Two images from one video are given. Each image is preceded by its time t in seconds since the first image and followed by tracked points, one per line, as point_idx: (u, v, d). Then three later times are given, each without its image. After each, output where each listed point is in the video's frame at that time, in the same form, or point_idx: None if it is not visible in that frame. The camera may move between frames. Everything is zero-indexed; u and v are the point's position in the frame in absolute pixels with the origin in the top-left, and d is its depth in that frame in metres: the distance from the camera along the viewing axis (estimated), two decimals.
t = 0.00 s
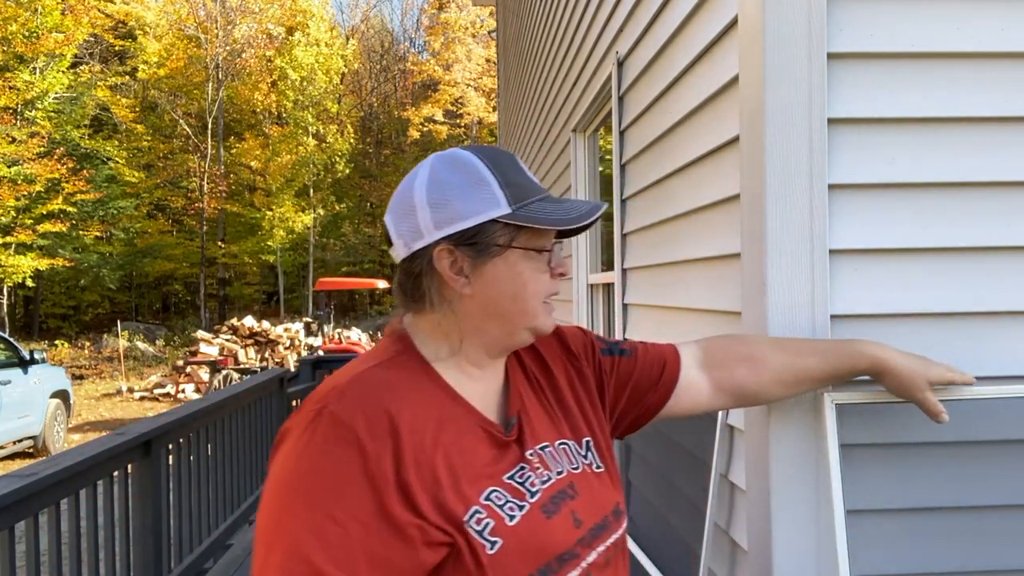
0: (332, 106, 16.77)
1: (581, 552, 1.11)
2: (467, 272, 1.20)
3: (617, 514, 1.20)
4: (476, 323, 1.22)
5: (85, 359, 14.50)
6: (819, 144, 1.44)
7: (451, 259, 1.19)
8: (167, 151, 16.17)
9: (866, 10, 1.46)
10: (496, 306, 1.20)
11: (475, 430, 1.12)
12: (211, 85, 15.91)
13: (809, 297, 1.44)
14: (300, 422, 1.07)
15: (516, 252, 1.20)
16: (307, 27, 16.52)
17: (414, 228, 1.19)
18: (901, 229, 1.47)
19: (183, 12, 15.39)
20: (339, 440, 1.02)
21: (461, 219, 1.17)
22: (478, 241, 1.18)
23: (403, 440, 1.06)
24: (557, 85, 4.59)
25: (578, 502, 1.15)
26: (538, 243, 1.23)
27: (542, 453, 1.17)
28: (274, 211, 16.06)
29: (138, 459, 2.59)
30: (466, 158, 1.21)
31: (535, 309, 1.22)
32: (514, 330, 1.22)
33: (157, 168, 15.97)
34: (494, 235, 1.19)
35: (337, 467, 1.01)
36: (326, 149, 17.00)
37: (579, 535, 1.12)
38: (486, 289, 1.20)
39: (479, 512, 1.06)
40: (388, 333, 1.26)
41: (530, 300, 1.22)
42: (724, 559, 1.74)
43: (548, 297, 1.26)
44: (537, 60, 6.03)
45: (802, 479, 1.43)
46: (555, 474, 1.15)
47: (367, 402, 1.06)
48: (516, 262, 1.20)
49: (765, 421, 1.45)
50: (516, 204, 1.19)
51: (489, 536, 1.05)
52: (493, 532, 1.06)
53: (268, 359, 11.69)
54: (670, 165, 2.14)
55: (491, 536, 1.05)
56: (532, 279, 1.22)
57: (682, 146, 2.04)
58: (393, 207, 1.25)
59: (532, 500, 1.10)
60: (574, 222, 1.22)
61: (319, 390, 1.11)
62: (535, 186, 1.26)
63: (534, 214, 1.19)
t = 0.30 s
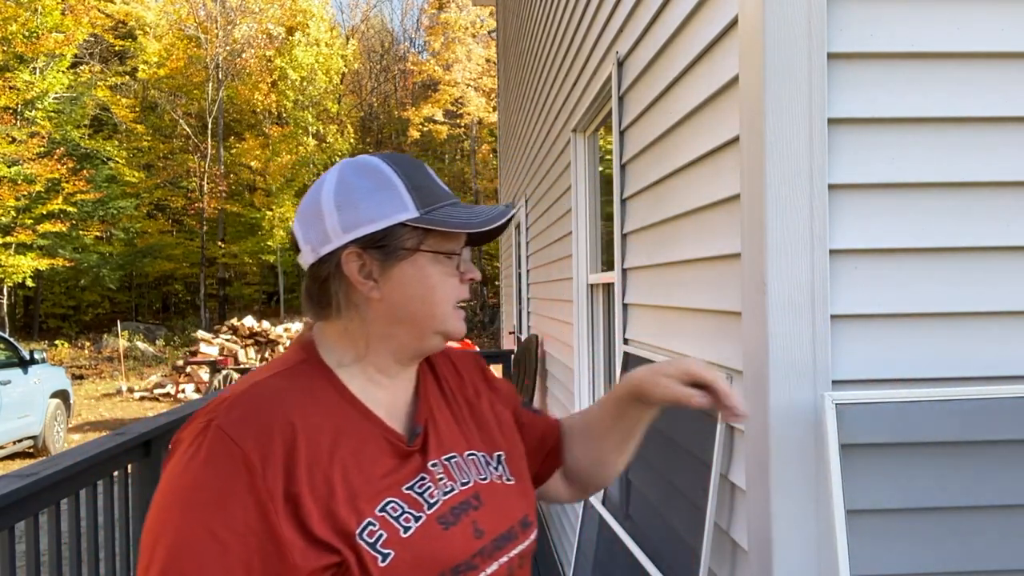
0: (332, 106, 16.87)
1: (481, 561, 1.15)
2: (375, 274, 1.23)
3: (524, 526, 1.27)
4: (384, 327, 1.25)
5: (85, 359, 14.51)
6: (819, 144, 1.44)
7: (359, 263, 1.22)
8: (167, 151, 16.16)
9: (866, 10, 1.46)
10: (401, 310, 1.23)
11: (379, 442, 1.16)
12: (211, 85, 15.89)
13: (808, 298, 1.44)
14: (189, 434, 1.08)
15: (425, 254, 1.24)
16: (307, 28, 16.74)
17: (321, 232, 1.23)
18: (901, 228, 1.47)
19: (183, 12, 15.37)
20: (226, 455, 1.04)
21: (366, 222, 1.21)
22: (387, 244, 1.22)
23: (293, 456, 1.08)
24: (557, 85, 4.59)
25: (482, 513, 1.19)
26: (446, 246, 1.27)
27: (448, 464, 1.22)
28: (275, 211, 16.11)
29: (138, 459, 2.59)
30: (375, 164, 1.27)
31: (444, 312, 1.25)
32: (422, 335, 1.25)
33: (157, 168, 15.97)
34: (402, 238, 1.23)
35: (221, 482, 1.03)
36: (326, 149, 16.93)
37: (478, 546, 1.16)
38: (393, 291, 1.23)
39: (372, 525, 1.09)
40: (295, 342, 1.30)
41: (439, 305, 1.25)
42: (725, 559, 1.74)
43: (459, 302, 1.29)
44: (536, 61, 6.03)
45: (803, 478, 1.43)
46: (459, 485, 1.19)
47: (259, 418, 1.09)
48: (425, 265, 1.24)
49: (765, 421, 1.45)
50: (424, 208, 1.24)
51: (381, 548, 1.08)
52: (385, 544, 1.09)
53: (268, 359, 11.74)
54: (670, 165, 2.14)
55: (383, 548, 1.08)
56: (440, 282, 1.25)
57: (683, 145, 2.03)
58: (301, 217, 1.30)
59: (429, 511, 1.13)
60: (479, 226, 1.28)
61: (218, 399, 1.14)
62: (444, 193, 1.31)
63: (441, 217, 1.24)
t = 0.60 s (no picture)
0: (332, 105, 17.39)
1: (431, 545, 1.30)
2: (342, 286, 1.26)
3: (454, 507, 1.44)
4: (335, 337, 1.29)
5: (85, 359, 14.51)
6: (819, 145, 1.44)
7: (329, 271, 1.25)
8: (167, 151, 16.12)
9: (866, 11, 1.46)
10: (360, 321, 1.28)
11: (328, 441, 1.22)
12: (211, 85, 15.81)
13: (808, 299, 1.44)
14: (151, 443, 1.06)
15: (393, 277, 1.30)
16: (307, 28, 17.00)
17: (298, 230, 1.24)
18: (901, 227, 1.47)
19: (183, 12, 15.31)
20: (202, 460, 1.05)
21: (350, 236, 1.25)
22: (361, 259, 1.26)
23: (265, 457, 1.11)
24: (557, 86, 4.58)
25: (423, 502, 1.33)
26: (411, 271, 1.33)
27: (386, 457, 1.33)
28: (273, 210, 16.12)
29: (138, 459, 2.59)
30: (361, 177, 1.31)
31: (394, 334, 1.32)
32: (370, 348, 1.31)
33: (157, 168, 15.95)
34: (376, 256, 1.28)
35: (201, 487, 1.03)
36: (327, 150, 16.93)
37: (427, 530, 1.31)
38: (357, 304, 1.27)
39: (342, 520, 1.17)
40: (233, 333, 1.30)
41: (392, 324, 1.31)
42: (725, 560, 1.74)
43: (406, 324, 1.35)
44: (536, 62, 6.03)
45: (804, 479, 1.43)
46: (400, 477, 1.31)
47: (228, 421, 1.10)
48: (389, 287, 1.29)
49: (765, 422, 1.45)
50: (401, 232, 1.31)
51: (353, 541, 1.17)
52: (356, 537, 1.18)
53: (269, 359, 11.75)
54: (671, 164, 2.14)
55: (355, 540, 1.17)
56: (396, 304, 1.30)
57: (683, 145, 2.02)
58: (273, 200, 1.30)
59: (385, 504, 1.24)
60: (447, 262, 1.36)
61: (171, 403, 1.12)
62: (414, 219, 1.38)
63: (415, 245, 1.31)
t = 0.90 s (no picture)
0: (332, 106, 17.52)
1: (417, 520, 1.37)
2: (319, 283, 1.27)
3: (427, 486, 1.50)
4: (312, 332, 1.30)
5: (85, 359, 14.52)
6: (819, 145, 1.45)
7: (307, 267, 1.26)
8: (167, 151, 16.08)
9: (866, 10, 1.46)
10: (337, 316, 1.30)
11: (316, 426, 1.24)
12: (211, 84, 15.61)
13: (808, 299, 1.44)
14: (155, 438, 1.06)
15: (367, 274, 1.33)
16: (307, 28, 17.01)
17: (275, 228, 1.25)
18: (901, 227, 1.47)
19: (183, 12, 15.20)
20: (210, 450, 1.06)
21: (328, 233, 1.27)
22: (337, 258, 1.28)
23: (268, 443, 1.13)
24: (557, 86, 4.58)
25: (404, 479, 1.39)
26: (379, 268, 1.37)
27: (367, 442, 1.36)
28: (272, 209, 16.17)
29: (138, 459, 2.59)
30: (337, 181, 1.35)
31: (365, 329, 1.35)
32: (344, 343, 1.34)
33: (157, 168, 15.93)
34: (351, 255, 1.30)
35: (209, 477, 1.04)
36: (326, 149, 17.47)
37: (413, 505, 1.37)
38: (334, 300, 1.29)
39: (342, 498, 1.20)
40: (208, 330, 1.28)
41: (363, 319, 1.34)
42: (725, 560, 1.75)
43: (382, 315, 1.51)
44: (536, 62, 6.03)
45: (804, 480, 1.43)
46: (382, 459, 1.35)
47: (229, 412, 1.11)
48: (361, 283, 1.32)
49: (764, 422, 1.45)
50: (375, 231, 1.34)
51: (355, 515, 1.21)
52: (357, 511, 1.21)
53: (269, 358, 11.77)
54: (671, 164, 2.14)
55: (355, 515, 1.21)
56: (367, 299, 1.34)
57: (683, 145, 2.02)
58: (247, 202, 1.31)
59: (376, 481, 1.29)
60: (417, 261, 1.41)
61: (168, 399, 1.11)
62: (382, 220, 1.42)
63: (388, 243, 1.35)
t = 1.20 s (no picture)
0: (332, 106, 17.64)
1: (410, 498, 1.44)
2: (316, 277, 1.28)
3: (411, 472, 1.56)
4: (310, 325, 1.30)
5: (85, 359, 14.54)
6: (819, 145, 1.45)
7: (305, 262, 1.27)
8: (167, 151, 16.06)
9: (865, 10, 1.46)
10: (333, 309, 1.31)
11: (319, 411, 1.25)
12: (212, 85, 15.41)
13: (807, 299, 1.44)
14: (190, 419, 1.05)
15: (356, 269, 1.36)
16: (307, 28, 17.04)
17: (271, 227, 1.25)
18: (900, 227, 1.47)
19: (183, 12, 15.17)
20: (248, 428, 1.06)
21: (319, 229, 1.29)
22: (330, 253, 1.30)
23: (293, 422, 1.15)
24: (557, 85, 4.58)
25: (391, 460, 1.47)
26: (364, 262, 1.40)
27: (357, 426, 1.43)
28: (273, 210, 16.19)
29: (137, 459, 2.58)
30: (319, 184, 1.38)
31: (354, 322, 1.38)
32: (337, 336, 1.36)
33: (157, 168, 15.92)
34: (341, 252, 1.32)
35: (246, 451, 1.05)
36: (326, 149, 17.52)
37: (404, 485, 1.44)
38: (330, 293, 1.30)
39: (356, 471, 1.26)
40: (205, 330, 1.25)
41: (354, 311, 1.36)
42: (725, 560, 1.75)
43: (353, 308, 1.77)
44: (536, 62, 6.03)
45: (804, 479, 1.43)
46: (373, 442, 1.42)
47: (258, 394, 1.12)
48: (350, 278, 1.35)
49: (764, 421, 1.45)
50: (359, 229, 1.38)
51: (368, 487, 1.26)
52: (369, 484, 1.27)
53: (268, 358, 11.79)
54: (671, 164, 2.14)
55: (368, 487, 1.26)
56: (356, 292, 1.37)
57: (683, 147, 2.02)
58: (235, 205, 1.30)
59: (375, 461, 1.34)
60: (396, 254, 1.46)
61: (191, 382, 1.11)
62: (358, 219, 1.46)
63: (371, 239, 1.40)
